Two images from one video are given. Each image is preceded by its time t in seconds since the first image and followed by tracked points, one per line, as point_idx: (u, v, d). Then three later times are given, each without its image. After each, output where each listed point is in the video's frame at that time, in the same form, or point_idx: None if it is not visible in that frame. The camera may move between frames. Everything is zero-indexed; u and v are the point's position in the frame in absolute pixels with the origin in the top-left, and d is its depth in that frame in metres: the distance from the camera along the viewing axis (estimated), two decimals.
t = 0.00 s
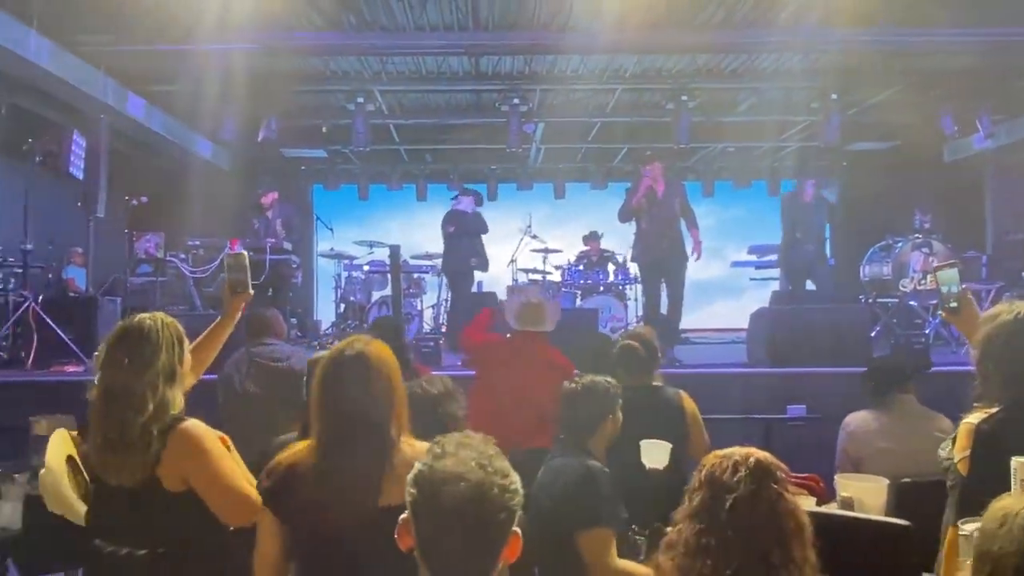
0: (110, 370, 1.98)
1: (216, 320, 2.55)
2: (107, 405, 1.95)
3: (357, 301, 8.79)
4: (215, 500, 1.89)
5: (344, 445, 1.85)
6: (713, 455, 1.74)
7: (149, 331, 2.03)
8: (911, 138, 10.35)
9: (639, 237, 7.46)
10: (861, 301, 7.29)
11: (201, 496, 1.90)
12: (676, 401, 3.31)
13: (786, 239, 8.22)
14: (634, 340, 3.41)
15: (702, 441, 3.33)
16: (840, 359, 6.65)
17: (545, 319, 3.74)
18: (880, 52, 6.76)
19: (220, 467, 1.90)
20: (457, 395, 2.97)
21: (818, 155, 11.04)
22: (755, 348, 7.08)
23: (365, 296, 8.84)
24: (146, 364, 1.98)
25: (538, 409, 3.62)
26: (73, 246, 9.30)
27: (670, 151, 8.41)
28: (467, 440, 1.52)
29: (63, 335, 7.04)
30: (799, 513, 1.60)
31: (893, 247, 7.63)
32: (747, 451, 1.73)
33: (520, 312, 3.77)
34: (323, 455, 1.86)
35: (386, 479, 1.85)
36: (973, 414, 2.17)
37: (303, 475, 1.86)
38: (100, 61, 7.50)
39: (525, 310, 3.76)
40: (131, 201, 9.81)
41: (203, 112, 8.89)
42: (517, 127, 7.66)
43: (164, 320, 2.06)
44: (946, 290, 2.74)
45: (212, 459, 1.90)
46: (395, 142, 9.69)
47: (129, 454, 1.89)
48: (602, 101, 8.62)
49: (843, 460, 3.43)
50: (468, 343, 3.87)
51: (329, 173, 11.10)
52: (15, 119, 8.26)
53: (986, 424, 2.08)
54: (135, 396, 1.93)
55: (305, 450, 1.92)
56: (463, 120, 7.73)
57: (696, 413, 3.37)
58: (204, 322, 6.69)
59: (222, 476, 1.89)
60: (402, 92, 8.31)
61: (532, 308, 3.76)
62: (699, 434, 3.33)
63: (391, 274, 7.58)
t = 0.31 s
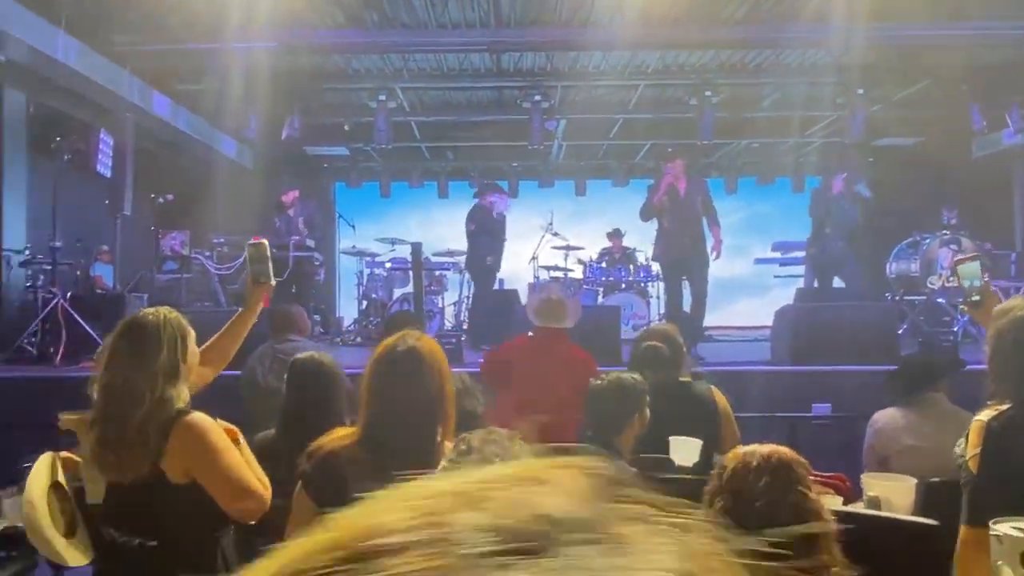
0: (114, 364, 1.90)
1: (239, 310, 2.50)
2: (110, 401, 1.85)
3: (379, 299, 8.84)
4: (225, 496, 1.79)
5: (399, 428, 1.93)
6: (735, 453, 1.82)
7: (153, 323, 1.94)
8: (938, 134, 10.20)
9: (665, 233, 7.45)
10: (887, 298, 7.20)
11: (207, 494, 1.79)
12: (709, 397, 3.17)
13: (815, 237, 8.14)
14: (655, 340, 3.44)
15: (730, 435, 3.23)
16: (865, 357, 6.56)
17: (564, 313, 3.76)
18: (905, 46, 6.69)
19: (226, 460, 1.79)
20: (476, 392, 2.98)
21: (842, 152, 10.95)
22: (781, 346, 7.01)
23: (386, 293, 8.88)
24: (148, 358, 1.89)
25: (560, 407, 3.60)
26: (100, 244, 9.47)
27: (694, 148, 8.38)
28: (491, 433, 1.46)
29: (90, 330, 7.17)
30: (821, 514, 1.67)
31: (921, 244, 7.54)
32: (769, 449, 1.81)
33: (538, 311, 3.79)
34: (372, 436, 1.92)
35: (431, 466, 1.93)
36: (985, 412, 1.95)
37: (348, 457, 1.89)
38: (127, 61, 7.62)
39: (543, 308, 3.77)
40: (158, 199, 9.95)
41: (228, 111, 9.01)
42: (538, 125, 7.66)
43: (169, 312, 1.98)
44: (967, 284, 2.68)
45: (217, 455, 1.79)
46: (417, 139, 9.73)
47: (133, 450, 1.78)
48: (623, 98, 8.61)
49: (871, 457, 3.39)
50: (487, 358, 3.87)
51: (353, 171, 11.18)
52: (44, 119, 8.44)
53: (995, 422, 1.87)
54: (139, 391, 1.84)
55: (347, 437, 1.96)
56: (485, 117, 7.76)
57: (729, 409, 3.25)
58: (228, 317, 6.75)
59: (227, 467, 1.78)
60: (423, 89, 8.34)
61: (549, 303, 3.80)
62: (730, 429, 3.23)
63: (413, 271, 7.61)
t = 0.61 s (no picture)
0: (141, 364, 1.91)
1: (268, 311, 2.51)
2: (137, 401, 1.86)
3: (402, 298, 8.90)
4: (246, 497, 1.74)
5: (419, 429, 1.92)
6: (759, 455, 1.91)
7: (180, 323, 1.97)
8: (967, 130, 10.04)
9: (689, 231, 7.44)
10: (915, 297, 7.12)
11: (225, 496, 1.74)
12: (757, 397, 3.12)
13: (842, 235, 8.05)
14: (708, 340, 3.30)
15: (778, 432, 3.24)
16: (893, 357, 6.48)
17: (581, 305, 3.77)
18: (931, 43, 6.63)
19: (252, 462, 1.76)
20: (498, 389, 2.92)
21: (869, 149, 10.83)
22: (807, 346, 6.96)
23: (409, 292, 8.92)
24: (177, 357, 1.91)
25: (586, 402, 3.61)
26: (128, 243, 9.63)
27: (719, 146, 8.32)
28: (512, 431, 1.52)
29: (119, 329, 7.29)
30: (850, 517, 1.75)
31: (949, 242, 7.38)
32: (794, 451, 1.87)
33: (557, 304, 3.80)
34: (397, 436, 1.91)
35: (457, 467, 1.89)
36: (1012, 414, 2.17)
37: (372, 460, 1.88)
38: (154, 62, 7.73)
39: (562, 301, 3.79)
40: (184, 199, 10.07)
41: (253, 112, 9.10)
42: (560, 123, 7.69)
43: (196, 316, 2.01)
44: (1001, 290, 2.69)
45: (238, 454, 1.76)
46: (439, 138, 9.77)
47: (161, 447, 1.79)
48: (647, 95, 8.57)
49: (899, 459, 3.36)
50: (505, 362, 3.85)
51: (375, 170, 11.24)
52: (74, 120, 8.59)
53: None
54: (167, 393, 1.85)
55: (370, 441, 1.96)
56: (509, 116, 7.77)
57: (778, 410, 3.24)
58: (254, 316, 6.82)
59: (253, 469, 1.75)
60: (446, 89, 8.37)
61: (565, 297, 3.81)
62: (779, 429, 3.21)
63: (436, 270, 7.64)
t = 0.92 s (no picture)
0: (190, 363, 1.95)
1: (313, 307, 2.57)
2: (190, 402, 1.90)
3: (424, 297, 8.94)
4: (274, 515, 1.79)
5: (428, 435, 1.90)
6: (792, 454, 1.87)
7: (230, 323, 1.99)
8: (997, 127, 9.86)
9: (713, 230, 7.39)
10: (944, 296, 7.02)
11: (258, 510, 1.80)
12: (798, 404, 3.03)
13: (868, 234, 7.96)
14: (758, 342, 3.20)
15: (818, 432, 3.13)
16: (921, 358, 6.39)
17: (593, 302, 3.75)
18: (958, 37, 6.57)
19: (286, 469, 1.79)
20: (527, 389, 2.76)
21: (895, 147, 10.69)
22: (833, 346, 6.89)
23: (432, 291, 8.97)
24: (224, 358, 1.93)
25: (602, 404, 3.63)
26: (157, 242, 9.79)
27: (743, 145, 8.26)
28: (525, 429, 1.49)
29: (147, 327, 7.40)
30: (880, 520, 1.73)
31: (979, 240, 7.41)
32: (826, 453, 1.85)
33: (568, 302, 3.78)
34: (412, 444, 1.90)
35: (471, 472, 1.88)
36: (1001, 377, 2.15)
37: (385, 464, 1.88)
38: (179, 62, 7.82)
39: (573, 299, 3.77)
40: (209, 199, 10.19)
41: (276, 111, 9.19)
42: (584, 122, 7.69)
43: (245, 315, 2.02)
44: None
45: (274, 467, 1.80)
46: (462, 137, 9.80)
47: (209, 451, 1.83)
48: (670, 93, 8.53)
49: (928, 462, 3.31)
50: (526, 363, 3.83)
51: (398, 169, 11.29)
52: (104, 121, 8.75)
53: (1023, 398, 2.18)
54: (213, 393, 1.89)
55: (383, 445, 1.94)
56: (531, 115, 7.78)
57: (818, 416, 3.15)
58: (279, 315, 6.89)
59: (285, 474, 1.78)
60: (469, 87, 8.39)
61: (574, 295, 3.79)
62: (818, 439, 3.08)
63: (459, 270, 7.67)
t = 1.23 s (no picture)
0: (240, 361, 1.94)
1: (351, 297, 2.55)
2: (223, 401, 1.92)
3: (449, 297, 8.99)
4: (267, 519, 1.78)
5: (430, 436, 1.83)
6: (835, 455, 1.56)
7: (279, 322, 1.99)
8: None
9: (740, 232, 7.32)
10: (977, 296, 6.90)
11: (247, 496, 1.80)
12: (825, 412, 2.99)
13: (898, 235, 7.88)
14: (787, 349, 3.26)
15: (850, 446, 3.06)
16: (953, 359, 6.28)
17: (605, 307, 3.76)
18: (988, 34, 6.48)
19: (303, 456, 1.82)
20: (557, 389, 2.74)
21: (925, 146, 10.57)
22: (863, 348, 6.80)
23: (456, 291, 9.00)
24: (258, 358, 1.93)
25: (616, 407, 3.57)
26: (186, 243, 9.92)
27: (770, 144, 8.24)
28: (541, 430, 1.60)
29: (176, 327, 7.51)
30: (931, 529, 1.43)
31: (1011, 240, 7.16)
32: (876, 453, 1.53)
33: (582, 307, 3.83)
34: (415, 438, 1.83)
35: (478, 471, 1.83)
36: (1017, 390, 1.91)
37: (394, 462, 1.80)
38: (208, 65, 7.94)
39: (586, 305, 3.82)
40: (237, 201, 10.34)
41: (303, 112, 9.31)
42: (609, 121, 7.73)
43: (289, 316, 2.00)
44: None
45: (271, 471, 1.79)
46: (486, 138, 9.85)
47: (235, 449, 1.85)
48: (695, 92, 8.52)
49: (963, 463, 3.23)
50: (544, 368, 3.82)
51: (422, 170, 11.36)
52: (135, 123, 8.90)
53: None
54: (253, 391, 1.87)
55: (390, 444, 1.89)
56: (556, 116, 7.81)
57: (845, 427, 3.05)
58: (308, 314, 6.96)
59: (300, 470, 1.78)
60: (493, 88, 8.41)
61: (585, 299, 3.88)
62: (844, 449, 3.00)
63: (484, 270, 7.68)
